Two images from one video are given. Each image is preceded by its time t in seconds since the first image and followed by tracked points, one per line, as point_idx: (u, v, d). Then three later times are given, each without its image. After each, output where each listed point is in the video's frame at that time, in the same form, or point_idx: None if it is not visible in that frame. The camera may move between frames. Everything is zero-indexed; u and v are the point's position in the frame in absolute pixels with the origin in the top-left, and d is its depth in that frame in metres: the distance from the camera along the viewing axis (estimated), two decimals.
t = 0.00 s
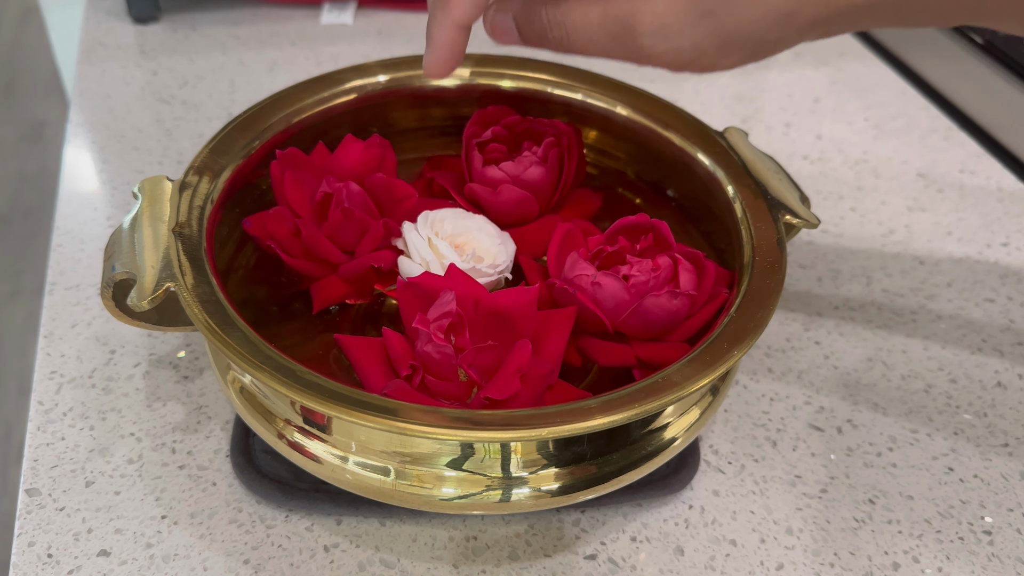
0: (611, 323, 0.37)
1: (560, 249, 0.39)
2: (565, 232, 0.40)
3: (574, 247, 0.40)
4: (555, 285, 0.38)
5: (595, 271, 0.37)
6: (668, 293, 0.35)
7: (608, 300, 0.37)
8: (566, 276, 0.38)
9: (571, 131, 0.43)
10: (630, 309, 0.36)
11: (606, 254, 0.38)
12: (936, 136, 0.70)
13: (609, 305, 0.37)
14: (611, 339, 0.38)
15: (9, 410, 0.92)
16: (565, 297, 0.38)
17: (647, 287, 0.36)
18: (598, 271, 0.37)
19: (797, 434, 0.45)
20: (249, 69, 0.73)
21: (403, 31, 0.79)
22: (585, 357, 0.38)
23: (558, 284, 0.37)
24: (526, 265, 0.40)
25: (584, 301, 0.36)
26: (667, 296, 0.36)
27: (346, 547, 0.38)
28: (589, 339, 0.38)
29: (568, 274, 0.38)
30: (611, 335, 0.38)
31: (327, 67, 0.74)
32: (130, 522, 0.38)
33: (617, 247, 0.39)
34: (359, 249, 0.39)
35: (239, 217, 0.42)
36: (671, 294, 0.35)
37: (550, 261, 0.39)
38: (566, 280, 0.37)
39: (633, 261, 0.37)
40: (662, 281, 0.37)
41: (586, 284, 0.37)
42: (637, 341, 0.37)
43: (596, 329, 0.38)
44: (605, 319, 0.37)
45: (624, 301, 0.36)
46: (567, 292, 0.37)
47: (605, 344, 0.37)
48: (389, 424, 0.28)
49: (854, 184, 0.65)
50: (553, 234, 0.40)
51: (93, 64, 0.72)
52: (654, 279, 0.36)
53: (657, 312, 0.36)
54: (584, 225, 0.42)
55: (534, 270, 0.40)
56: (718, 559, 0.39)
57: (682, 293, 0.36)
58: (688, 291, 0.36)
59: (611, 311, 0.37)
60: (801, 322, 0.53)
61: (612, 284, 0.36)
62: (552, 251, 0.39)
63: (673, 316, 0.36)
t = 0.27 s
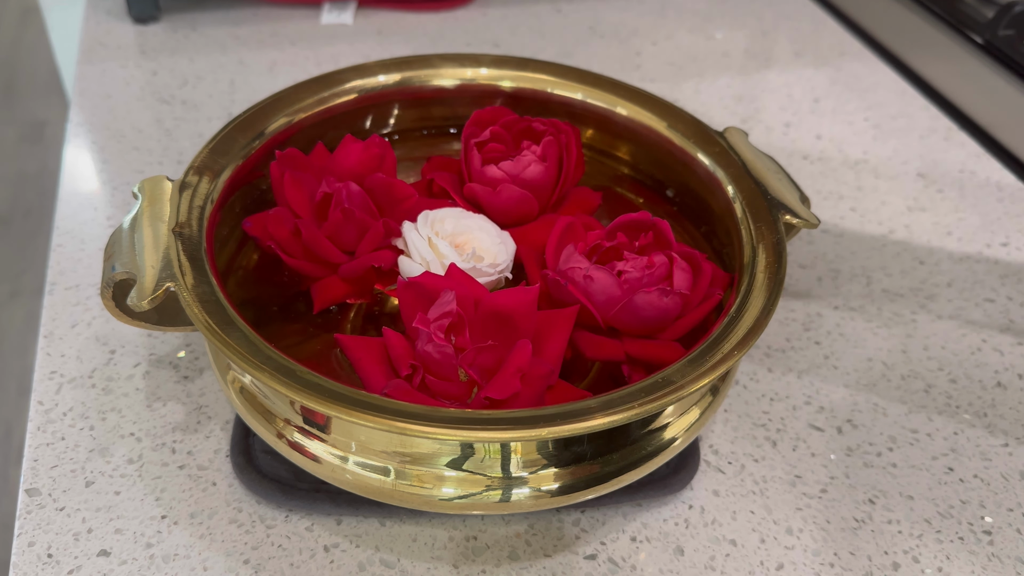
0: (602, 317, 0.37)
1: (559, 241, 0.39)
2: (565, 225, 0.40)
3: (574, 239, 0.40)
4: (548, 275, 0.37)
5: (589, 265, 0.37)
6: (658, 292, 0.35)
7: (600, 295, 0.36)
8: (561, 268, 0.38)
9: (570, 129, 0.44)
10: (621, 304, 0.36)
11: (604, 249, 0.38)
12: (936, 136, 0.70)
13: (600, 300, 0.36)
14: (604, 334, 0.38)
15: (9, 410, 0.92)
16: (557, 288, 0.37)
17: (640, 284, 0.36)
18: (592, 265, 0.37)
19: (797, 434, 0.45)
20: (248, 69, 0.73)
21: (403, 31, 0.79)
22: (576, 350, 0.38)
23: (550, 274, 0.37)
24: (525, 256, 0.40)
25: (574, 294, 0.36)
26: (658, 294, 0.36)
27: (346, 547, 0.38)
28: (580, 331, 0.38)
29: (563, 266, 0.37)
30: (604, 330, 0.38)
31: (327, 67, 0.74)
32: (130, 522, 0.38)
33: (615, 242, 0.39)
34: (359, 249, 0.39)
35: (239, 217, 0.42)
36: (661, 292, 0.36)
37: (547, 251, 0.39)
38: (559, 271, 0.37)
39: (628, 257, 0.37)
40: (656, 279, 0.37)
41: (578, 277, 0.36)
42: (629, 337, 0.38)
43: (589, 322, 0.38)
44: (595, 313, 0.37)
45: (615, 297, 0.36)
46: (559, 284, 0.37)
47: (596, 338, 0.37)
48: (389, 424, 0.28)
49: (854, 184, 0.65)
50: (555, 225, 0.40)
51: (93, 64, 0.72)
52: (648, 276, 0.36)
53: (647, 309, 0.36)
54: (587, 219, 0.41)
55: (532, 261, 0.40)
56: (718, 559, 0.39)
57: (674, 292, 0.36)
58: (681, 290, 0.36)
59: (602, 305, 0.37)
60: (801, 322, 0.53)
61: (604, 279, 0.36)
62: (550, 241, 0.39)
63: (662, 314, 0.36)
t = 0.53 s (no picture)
0: (597, 313, 0.37)
1: (561, 237, 0.39)
2: (569, 221, 0.40)
3: (577, 235, 0.40)
4: (546, 269, 0.38)
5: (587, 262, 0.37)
6: (654, 290, 0.35)
7: (595, 291, 0.36)
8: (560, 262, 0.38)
9: (571, 129, 0.44)
10: (615, 301, 0.36)
11: (605, 246, 0.39)
12: (936, 136, 0.70)
13: (595, 296, 0.37)
14: (600, 330, 0.39)
15: (9, 410, 0.92)
16: (555, 283, 0.37)
17: (637, 282, 0.36)
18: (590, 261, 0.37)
19: (797, 434, 0.45)
20: (248, 69, 0.73)
21: (403, 31, 0.79)
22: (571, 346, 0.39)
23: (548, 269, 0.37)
24: (527, 249, 0.41)
25: (570, 289, 0.37)
26: (653, 292, 0.36)
27: (346, 547, 0.38)
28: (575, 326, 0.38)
29: (562, 261, 0.38)
30: (600, 326, 0.38)
31: (327, 67, 0.74)
32: (130, 522, 0.38)
33: (617, 239, 0.39)
34: (360, 250, 0.39)
35: (239, 216, 0.42)
36: (657, 291, 0.36)
37: (549, 243, 0.40)
38: (558, 266, 0.37)
39: (628, 255, 0.38)
40: (653, 278, 0.37)
41: (575, 272, 0.36)
42: (624, 334, 0.38)
43: (586, 318, 0.38)
44: (590, 309, 0.37)
45: (610, 293, 0.36)
46: (556, 278, 0.37)
47: (590, 333, 0.38)
48: (390, 424, 0.28)
49: (854, 184, 0.65)
50: (558, 220, 0.40)
51: (93, 64, 0.72)
52: (645, 275, 0.36)
53: (641, 307, 0.36)
54: (593, 215, 0.41)
55: (534, 255, 0.41)
56: (717, 559, 0.39)
57: (670, 292, 0.36)
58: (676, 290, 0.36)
59: (597, 302, 0.37)
60: (801, 322, 0.53)
61: (600, 275, 0.36)
62: (553, 234, 0.39)
63: (656, 313, 0.36)
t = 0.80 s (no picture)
0: (593, 311, 0.37)
1: (561, 234, 0.40)
2: (569, 218, 0.40)
3: (577, 232, 0.40)
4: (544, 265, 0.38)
5: (584, 259, 0.37)
6: (650, 288, 0.35)
7: (592, 289, 0.37)
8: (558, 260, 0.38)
9: (571, 129, 0.44)
10: (611, 299, 0.36)
11: (604, 244, 0.39)
12: (936, 136, 0.70)
13: (592, 294, 0.37)
14: (598, 327, 0.39)
15: (8, 409, 0.92)
16: (551, 279, 0.37)
17: (634, 280, 0.36)
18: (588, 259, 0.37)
19: (797, 434, 0.45)
20: (249, 69, 0.73)
21: (403, 31, 0.79)
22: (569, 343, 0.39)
23: (546, 266, 0.37)
24: (526, 245, 0.41)
25: (566, 285, 0.36)
26: (649, 291, 0.36)
27: (346, 547, 0.38)
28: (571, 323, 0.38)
29: (559, 258, 0.38)
30: (598, 324, 0.38)
31: (327, 67, 0.74)
32: (130, 522, 0.38)
33: (616, 237, 0.39)
34: (359, 251, 0.39)
35: (238, 216, 0.42)
36: (653, 290, 0.35)
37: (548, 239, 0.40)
38: (555, 263, 0.37)
39: (626, 253, 0.38)
40: (650, 277, 0.37)
41: (571, 269, 0.36)
42: (620, 332, 0.38)
43: (584, 316, 0.38)
44: (586, 306, 0.37)
45: (607, 292, 0.36)
46: (553, 275, 0.37)
47: (586, 330, 0.38)
48: (390, 424, 0.28)
49: (854, 184, 0.65)
50: (559, 218, 0.40)
51: (93, 64, 0.72)
52: (642, 273, 0.36)
53: (637, 305, 0.36)
54: (593, 212, 0.41)
55: (534, 251, 0.41)
56: (717, 558, 0.39)
57: (666, 291, 0.36)
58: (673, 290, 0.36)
59: (594, 299, 0.37)
60: (801, 322, 0.53)
61: (597, 273, 0.36)
62: (553, 230, 0.39)
63: (652, 312, 0.36)
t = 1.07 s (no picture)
0: (591, 311, 0.37)
1: (553, 235, 0.40)
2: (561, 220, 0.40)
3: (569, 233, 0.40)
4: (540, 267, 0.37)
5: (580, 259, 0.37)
6: (649, 287, 0.36)
7: (590, 289, 0.37)
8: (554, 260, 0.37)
9: (571, 128, 0.44)
10: (609, 299, 0.37)
11: (599, 244, 0.38)
12: (936, 136, 0.70)
13: (591, 295, 0.37)
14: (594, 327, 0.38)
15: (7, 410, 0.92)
16: (548, 280, 0.37)
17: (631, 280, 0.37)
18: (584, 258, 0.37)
19: (798, 434, 0.45)
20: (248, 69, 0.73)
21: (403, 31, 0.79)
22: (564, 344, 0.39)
23: (542, 268, 0.37)
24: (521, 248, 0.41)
25: (564, 286, 0.37)
26: (648, 290, 0.36)
27: (346, 547, 0.38)
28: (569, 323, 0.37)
29: (557, 257, 0.37)
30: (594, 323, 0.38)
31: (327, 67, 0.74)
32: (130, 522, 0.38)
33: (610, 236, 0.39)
34: (360, 246, 0.39)
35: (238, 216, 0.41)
36: (652, 288, 0.36)
37: (540, 241, 0.40)
38: (552, 263, 0.37)
39: (622, 252, 0.38)
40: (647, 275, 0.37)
41: (569, 269, 0.36)
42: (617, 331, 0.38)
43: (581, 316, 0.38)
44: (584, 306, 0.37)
45: (605, 291, 0.37)
46: (550, 276, 0.37)
47: (585, 330, 0.37)
48: (390, 423, 0.28)
49: (854, 184, 0.65)
50: (550, 220, 0.41)
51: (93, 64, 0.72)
52: (640, 272, 0.36)
53: (636, 304, 0.36)
54: (583, 211, 0.42)
55: (528, 253, 0.40)
56: (717, 558, 0.39)
57: (665, 289, 0.36)
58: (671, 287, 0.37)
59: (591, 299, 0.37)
60: (801, 322, 0.53)
61: (596, 273, 0.36)
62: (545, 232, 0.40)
63: (651, 310, 0.37)
